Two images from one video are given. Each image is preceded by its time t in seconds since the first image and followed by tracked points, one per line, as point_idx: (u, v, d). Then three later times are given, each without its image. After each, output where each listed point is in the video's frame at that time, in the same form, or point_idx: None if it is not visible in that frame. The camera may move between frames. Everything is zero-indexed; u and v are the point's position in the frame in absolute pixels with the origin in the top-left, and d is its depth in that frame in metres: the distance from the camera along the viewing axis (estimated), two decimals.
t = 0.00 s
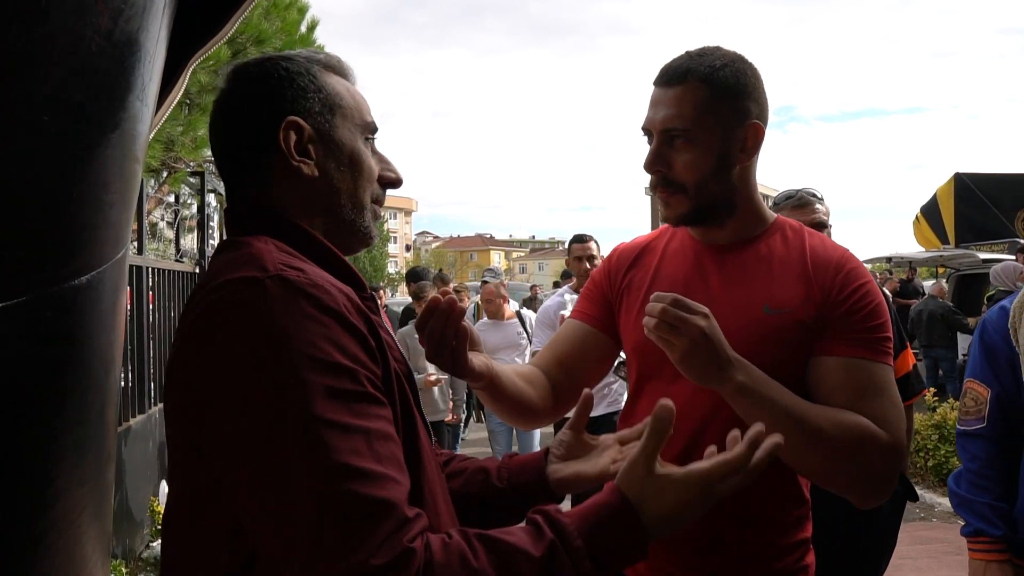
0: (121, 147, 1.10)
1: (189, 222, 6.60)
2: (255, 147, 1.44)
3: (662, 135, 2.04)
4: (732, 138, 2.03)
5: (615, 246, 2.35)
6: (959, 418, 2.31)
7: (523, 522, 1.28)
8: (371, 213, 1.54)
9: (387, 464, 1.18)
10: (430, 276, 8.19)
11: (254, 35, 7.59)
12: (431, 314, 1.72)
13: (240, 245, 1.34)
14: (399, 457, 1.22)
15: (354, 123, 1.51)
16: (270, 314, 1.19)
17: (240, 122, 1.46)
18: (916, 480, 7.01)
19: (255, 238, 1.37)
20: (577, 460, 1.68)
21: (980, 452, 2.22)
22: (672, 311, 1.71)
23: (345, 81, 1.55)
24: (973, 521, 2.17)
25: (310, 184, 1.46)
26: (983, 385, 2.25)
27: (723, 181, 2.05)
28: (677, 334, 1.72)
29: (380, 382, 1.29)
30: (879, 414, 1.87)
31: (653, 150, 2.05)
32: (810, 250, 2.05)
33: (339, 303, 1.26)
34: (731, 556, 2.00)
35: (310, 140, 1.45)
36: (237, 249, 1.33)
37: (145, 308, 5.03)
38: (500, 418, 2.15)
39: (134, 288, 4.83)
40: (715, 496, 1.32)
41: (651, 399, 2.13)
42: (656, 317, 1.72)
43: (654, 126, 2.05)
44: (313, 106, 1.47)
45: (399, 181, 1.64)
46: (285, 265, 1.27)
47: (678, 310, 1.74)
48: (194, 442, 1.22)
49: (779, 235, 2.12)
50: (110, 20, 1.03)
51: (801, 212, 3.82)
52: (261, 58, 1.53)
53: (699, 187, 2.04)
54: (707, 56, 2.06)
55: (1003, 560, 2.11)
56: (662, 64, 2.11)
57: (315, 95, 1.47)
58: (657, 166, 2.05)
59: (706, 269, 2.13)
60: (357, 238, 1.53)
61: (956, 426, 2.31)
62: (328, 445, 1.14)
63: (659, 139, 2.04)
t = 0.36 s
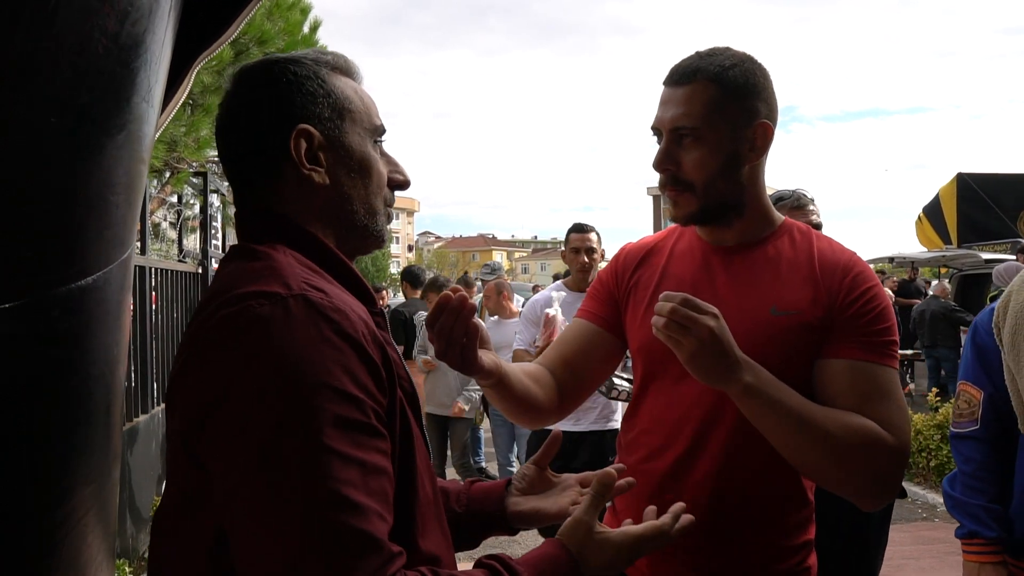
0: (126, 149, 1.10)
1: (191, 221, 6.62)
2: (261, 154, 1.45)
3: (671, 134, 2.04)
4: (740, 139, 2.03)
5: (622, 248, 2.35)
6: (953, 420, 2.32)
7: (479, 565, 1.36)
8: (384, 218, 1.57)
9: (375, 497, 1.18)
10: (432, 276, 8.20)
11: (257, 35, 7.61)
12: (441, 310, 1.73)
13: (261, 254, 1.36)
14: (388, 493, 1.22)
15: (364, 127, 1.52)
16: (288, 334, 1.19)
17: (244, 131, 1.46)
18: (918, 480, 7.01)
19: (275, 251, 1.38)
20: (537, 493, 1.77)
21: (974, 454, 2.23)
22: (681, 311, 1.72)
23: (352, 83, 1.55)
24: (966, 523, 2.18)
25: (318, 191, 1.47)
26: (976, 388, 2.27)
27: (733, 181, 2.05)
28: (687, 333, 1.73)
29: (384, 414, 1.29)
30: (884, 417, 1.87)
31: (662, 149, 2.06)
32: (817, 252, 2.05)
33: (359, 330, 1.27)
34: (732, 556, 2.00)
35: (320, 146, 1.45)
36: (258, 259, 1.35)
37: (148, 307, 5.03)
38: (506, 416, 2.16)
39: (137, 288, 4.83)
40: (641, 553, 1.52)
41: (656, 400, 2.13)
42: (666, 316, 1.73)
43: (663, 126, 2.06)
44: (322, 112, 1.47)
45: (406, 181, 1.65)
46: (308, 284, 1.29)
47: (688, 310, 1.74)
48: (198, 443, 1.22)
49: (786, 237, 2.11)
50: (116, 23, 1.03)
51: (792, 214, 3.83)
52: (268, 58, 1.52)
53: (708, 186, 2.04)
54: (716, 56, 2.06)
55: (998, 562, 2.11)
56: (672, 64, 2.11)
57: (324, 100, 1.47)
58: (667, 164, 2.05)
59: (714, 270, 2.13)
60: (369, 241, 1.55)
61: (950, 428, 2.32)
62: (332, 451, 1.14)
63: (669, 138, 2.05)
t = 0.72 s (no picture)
0: (125, 151, 1.10)
1: (192, 222, 6.63)
2: (265, 153, 1.46)
3: (676, 130, 2.05)
4: (745, 137, 2.04)
5: (622, 249, 2.36)
6: (955, 422, 2.34)
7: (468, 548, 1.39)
8: (384, 228, 1.56)
9: (383, 496, 1.19)
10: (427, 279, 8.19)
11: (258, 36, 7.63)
12: (441, 313, 1.71)
13: (262, 254, 1.36)
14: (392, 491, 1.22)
15: (371, 136, 1.52)
16: (293, 335, 1.19)
17: (252, 126, 1.47)
18: (918, 480, 7.02)
19: (276, 250, 1.39)
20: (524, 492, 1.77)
21: (976, 456, 2.24)
22: (682, 309, 1.73)
23: (363, 89, 1.55)
24: (969, 525, 2.18)
25: (321, 194, 1.47)
26: (976, 389, 2.28)
27: (735, 180, 2.05)
28: (687, 331, 1.73)
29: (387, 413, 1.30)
30: (882, 417, 1.87)
31: (666, 145, 2.06)
32: (817, 254, 2.05)
33: (362, 331, 1.28)
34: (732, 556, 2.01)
35: (325, 150, 1.46)
36: (259, 258, 1.35)
37: (150, 308, 5.04)
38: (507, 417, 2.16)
39: (139, 288, 4.84)
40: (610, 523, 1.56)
41: (656, 400, 2.14)
42: (666, 314, 1.74)
43: (668, 122, 2.06)
44: (331, 117, 1.47)
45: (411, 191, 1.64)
46: (313, 286, 1.29)
47: (689, 308, 1.75)
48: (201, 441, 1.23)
49: (786, 238, 2.12)
50: (118, 26, 1.03)
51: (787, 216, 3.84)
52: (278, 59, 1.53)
53: (710, 183, 2.05)
54: (724, 55, 2.06)
55: (1000, 564, 2.11)
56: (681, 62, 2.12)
57: (334, 105, 1.47)
58: (670, 160, 2.06)
59: (714, 270, 2.14)
60: (368, 246, 1.55)
61: (951, 430, 2.33)
62: (333, 450, 1.14)
63: (673, 134, 2.05)
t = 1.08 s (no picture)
0: (126, 152, 1.10)
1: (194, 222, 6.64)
2: (268, 156, 1.46)
3: (665, 146, 2.05)
4: (735, 146, 2.04)
5: (620, 252, 2.36)
6: (957, 425, 2.34)
7: (477, 547, 1.37)
8: (387, 227, 1.57)
9: (389, 496, 1.19)
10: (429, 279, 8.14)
11: (259, 36, 7.64)
12: (442, 320, 1.71)
13: (265, 255, 1.37)
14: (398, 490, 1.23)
15: (374, 134, 1.52)
16: (299, 336, 1.19)
17: (257, 133, 1.47)
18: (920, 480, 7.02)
19: (280, 251, 1.39)
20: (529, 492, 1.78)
21: (980, 460, 2.24)
22: (681, 316, 1.74)
23: (365, 87, 1.55)
24: (975, 529, 2.18)
25: (324, 195, 1.47)
26: (979, 393, 2.29)
27: (730, 189, 2.06)
28: (687, 338, 1.74)
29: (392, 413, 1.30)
30: (884, 416, 1.87)
31: (658, 162, 2.06)
32: (816, 254, 2.04)
33: (366, 332, 1.28)
34: (736, 556, 2.00)
35: (329, 151, 1.46)
36: (263, 259, 1.36)
37: (152, 308, 5.05)
38: (509, 423, 2.16)
39: (140, 289, 4.84)
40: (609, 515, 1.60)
41: (659, 402, 2.14)
42: (666, 322, 1.75)
43: (657, 138, 2.06)
44: (334, 118, 1.47)
45: (413, 189, 1.65)
46: (316, 286, 1.30)
47: (687, 315, 1.76)
48: (204, 442, 1.24)
49: (785, 238, 2.11)
50: (119, 28, 1.03)
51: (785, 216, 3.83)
52: (277, 60, 1.53)
53: (706, 196, 2.05)
54: (705, 64, 2.06)
55: (1007, 567, 2.10)
56: (662, 74, 2.11)
57: (336, 105, 1.47)
58: (663, 178, 2.06)
59: (713, 272, 2.14)
60: (374, 246, 1.56)
61: (954, 433, 2.34)
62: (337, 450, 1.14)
63: (664, 150, 2.05)
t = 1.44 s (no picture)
0: (126, 152, 1.11)
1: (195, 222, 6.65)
2: (265, 159, 1.46)
3: (666, 142, 2.06)
4: (736, 143, 2.05)
5: (620, 253, 2.36)
6: (957, 427, 2.35)
7: (479, 545, 1.38)
8: (384, 228, 1.57)
9: (390, 493, 1.20)
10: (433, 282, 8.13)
11: (260, 36, 7.65)
12: (441, 315, 1.72)
13: (265, 257, 1.37)
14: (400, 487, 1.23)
15: (369, 136, 1.52)
16: (299, 336, 1.20)
17: (252, 138, 1.48)
18: (921, 481, 7.02)
19: (279, 253, 1.39)
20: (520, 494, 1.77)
21: (980, 462, 2.24)
22: (680, 315, 1.74)
23: (359, 89, 1.55)
24: (974, 530, 2.18)
25: (321, 198, 1.48)
26: (978, 395, 2.29)
27: (729, 188, 2.07)
28: (686, 336, 1.74)
29: (392, 411, 1.31)
30: (884, 414, 1.87)
31: (658, 159, 2.06)
32: (814, 254, 2.05)
33: (366, 331, 1.29)
34: (736, 555, 2.01)
35: (324, 154, 1.47)
36: (263, 261, 1.36)
37: (153, 308, 5.06)
38: (509, 421, 2.16)
39: (141, 288, 4.85)
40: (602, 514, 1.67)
41: (658, 400, 2.14)
42: (664, 320, 1.76)
43: (658, 134, 2.07)
44: (328, 121, 1.48)
45: (411, 189, 1.65)
46: (315, 285, 1.30)
47: (687, 313, 1.76)
48: (204, 440, 1.24)
49: (783, 237, 2.12)
50: (119, 29, 1.04)
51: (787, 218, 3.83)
52: (274, 63, 1.53)
53: (706, 192, 2.05)
54: (707, 61, 2.07)
55: (1005, 568, 2.11)
56: (664, 71, 2.12)
57: (330, 109, 1.48)
58: (663, 174, 2.06)
59: (711, 272, 2.14)
60: (371, 249, 1.56)
61: (954, 435, 2.34)
62: (339, 450, 1.15)
63: (664, 147, 2.06)
